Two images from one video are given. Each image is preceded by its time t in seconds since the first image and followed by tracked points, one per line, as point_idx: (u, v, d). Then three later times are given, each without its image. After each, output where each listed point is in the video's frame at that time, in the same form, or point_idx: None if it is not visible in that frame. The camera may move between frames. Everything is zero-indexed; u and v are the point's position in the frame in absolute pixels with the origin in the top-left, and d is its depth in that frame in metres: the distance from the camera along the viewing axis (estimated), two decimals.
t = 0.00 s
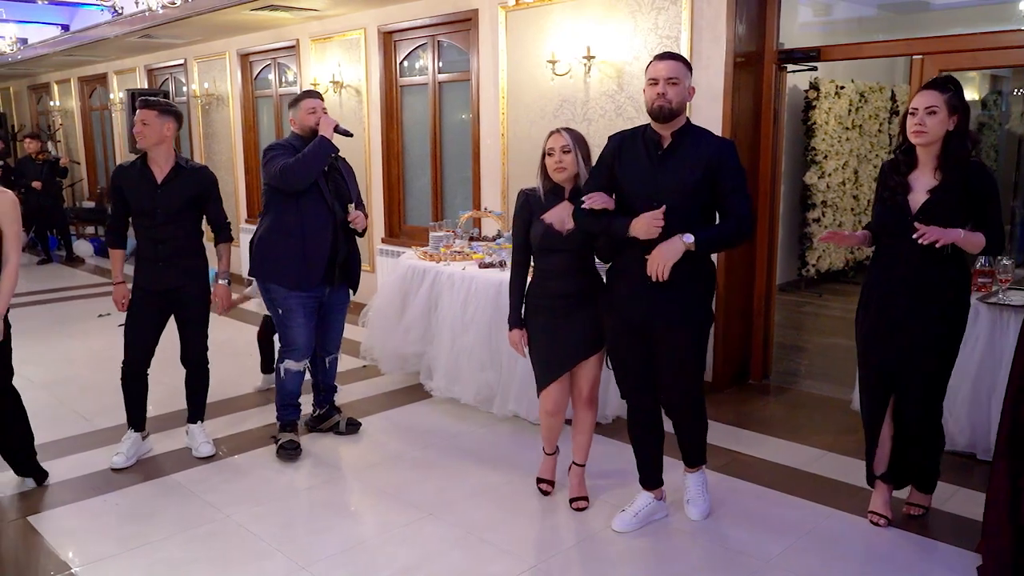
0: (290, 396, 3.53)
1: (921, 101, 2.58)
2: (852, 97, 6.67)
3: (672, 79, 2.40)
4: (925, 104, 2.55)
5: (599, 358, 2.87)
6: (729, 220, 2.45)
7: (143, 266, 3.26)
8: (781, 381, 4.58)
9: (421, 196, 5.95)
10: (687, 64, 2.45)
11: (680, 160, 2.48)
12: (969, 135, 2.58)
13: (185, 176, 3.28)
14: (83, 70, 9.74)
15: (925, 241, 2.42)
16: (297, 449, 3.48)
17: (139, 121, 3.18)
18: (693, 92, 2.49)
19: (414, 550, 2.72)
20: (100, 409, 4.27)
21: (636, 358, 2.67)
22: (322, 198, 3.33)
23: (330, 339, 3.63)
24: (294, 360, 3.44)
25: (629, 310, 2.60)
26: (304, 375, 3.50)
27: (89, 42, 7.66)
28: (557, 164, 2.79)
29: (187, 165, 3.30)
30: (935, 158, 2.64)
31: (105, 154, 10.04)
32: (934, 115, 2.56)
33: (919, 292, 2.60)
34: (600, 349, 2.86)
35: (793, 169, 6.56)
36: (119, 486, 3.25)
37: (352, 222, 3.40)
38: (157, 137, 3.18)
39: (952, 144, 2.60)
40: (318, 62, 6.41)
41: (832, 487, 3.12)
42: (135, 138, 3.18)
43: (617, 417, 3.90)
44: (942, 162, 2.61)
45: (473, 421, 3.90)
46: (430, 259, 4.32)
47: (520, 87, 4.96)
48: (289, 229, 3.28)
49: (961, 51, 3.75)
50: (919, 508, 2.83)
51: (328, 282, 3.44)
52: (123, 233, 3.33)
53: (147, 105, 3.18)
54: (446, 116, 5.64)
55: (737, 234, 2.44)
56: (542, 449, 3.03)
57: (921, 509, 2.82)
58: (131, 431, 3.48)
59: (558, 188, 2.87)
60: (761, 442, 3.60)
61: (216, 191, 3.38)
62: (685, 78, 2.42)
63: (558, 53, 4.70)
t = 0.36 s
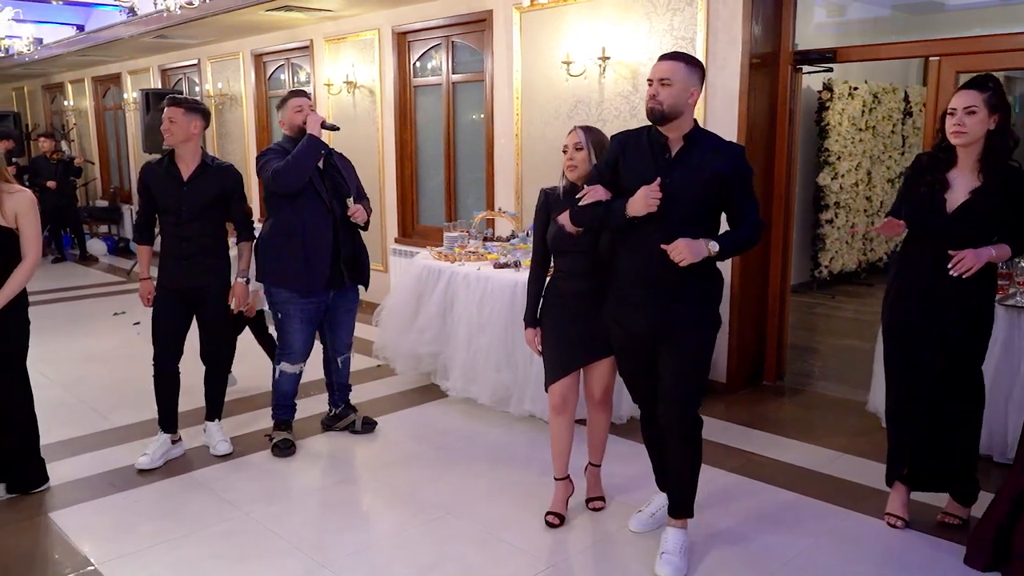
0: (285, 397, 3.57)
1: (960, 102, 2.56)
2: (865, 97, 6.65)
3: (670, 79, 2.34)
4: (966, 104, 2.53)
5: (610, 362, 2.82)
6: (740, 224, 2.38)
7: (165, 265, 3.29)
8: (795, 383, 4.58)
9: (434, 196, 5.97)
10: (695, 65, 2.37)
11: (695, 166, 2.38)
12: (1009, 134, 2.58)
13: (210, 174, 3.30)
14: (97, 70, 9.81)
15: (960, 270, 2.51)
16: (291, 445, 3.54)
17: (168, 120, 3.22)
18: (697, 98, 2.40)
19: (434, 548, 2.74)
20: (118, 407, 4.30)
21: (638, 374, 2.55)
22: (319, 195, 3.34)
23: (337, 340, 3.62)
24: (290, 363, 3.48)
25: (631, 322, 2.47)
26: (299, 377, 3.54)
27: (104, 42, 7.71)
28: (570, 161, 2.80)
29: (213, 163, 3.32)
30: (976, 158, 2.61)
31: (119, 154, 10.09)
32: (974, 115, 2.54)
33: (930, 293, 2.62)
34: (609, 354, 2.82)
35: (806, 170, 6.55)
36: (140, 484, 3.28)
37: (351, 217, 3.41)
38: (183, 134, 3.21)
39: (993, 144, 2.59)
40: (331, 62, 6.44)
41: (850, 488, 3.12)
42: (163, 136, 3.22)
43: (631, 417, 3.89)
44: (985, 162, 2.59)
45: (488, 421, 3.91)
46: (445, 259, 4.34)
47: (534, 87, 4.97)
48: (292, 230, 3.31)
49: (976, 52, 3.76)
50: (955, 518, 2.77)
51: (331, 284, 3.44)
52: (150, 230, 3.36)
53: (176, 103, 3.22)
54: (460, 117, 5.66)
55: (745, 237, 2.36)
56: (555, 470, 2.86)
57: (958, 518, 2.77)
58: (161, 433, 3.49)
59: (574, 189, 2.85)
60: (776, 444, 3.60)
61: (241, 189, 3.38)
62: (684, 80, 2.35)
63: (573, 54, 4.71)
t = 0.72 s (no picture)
0: (303, 399, 3.59)
1: (1007, 105, 2.61)
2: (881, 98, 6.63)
3: (675, 76, 2.49)
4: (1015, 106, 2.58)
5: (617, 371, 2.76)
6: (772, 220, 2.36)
7: (189, 266, 3.32)
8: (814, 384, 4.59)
9: (451, 196, 5.99)
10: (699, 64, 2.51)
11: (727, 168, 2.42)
12: None
13: (233, 175, 3.33)
14: (113, 71, 9.88)
15: None
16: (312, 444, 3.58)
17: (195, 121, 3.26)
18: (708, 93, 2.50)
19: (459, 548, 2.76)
20: (140, 407, 4.34)
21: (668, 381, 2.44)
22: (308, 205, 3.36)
23: (355, 343, 3.65)
24: (302, 364, 3.51)
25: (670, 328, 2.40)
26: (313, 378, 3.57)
27: (121, 44, 7.77)
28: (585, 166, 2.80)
29: (236, 165, 3.36)
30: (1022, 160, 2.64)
31: (135, 155, 10.17)
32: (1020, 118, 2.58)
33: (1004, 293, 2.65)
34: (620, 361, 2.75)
35: (822, 171, 6.55)
36: (163, 483, 3.31)
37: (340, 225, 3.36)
38: (210, 136, 3.26)
39: None
40: (348, 63, 6.47)
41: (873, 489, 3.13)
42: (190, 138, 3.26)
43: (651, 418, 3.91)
44: None
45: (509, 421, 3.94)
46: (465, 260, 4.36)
47: (552, 88, 4.98)
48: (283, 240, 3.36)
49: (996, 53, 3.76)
50: (980, 520, 2.76)
51: (328, 288, 3.45)
52: (174, 229, 3.37)
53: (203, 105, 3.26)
54: (476, 118, 5.68)
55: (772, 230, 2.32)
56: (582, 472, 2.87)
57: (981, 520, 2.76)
58: (188, 431, 3.50)
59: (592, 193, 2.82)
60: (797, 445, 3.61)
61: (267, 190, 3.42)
62: (690, 76, 2.48)
63: (591, 55, 4.72)
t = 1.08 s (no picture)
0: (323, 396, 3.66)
1: (1014, 106, 2.69)
2: (893, 98, 6.62)
3: (665, 78, 2.28)
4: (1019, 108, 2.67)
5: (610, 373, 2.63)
6: (762, 215, 2.19)
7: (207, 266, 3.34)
8: (826, 383, 4.59)
9: (463, 196, 6.01)
10: (704, 62, 2.27)
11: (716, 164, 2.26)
12: None
13: (234, 174, 3.34)
14: (125, 72, 9.94)
15: None
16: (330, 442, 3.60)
17: (196, 122, 3.22)
18: (706, 94, 2.26)
19: (474, 547, 2.77)
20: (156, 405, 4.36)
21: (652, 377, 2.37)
22: (326, 205, 3.43)
23: (378, 345, 3.66)
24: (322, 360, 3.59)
25: (651, 324, 2.34)
26: (333, 375, 3.62)
27: (134, 45, 7.82)
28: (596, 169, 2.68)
29: (235, 164, 3.36)
30: None
31: (147, 156, 10.21)
32: None
33: (1002, 295, 2.73)
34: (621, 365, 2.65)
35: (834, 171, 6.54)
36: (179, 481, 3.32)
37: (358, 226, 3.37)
38: (217, 140, 3.24)
39: None
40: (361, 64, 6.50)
41: (888, 490, 3.13)
42: (195, 139, 3.23)
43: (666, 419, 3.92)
44: None
45: (522, 420, 3.95)
46: (479, 260, 4.39)
47: (566, 88, 4.99)
48: (306, 238, 3.44)
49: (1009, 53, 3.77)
50: (995, 519, 2.79)
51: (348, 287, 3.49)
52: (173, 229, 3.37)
53: (204, 106, 3.21)
54: (488, 118, 5.69)
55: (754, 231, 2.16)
56: (590, 489, 2.74)
57: (970, 496, 2.96)
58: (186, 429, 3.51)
59: (602, 197, 2.74)
60: (810, 445, 3.61)
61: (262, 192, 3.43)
62: (683, 77, 2.25)
63: (605, 56, 4.73)
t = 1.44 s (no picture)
0: (343, 390, 3.72)
1: (1010, 105, 2.69)
2: (903, 98, 6.61)
3: (653, 71, 2.15)
4: (1012, 106, 2.67)
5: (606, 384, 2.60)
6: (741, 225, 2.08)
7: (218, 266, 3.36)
8: (836, 383, 4.59)
9: (472, 196, 6.02)
10: (695, 56, 2.13)
11: (697, 167, 2.15)
12: None
13: (219, 172, 3.33)
14: (134, 73, 9.98)
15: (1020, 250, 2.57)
16: (327, 433, 3.70)
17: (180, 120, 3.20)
18: (694, 89, 2.14)
19: (486, 546, 2.78)
20: (167, 404, 4.39)
21: (642, 383, 2.32)
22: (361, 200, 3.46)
23: (398, 342, 3.69)
24: (342, 353, 3.66)
25: (637, 334, 2.27)
26: (353, 368, 3.70)
27: (144, 45, 7.86)
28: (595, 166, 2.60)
29: (219, 162, 3.35)
30: None
31: (157, 155, 10.25)
32: (1020, 119, 2.67)
33: (1002, 290, 2.73)
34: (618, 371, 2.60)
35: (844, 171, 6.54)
36: (192, 479, 3.34)
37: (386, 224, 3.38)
38: (201, 137, 3.24)
39: None
40: (370, 64, 6.51)
41: (899, 489, 3.13)
42: (180, 137, 3.23)
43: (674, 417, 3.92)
44: None
45: (532, 419, 3.97)
46: (489, 259, 4.40)
47: (575, 88, 5.00)
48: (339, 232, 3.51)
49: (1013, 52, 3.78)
50: (1008, 518, 2.78)
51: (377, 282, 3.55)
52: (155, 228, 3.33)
53: (188, 103, 3.19)
54: (498, 118, 5.71)
55: (734, 242, 2.06)
56: (595, 496, 2.72)
57: (980, 494, 2.99)
58: (195, 428, 3.53)
59: (596, 194, 2.66)
60: (821, 444, 3.61)
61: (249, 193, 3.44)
62: (671, 71, 2.13)
63: (614, 55, 4.74)
